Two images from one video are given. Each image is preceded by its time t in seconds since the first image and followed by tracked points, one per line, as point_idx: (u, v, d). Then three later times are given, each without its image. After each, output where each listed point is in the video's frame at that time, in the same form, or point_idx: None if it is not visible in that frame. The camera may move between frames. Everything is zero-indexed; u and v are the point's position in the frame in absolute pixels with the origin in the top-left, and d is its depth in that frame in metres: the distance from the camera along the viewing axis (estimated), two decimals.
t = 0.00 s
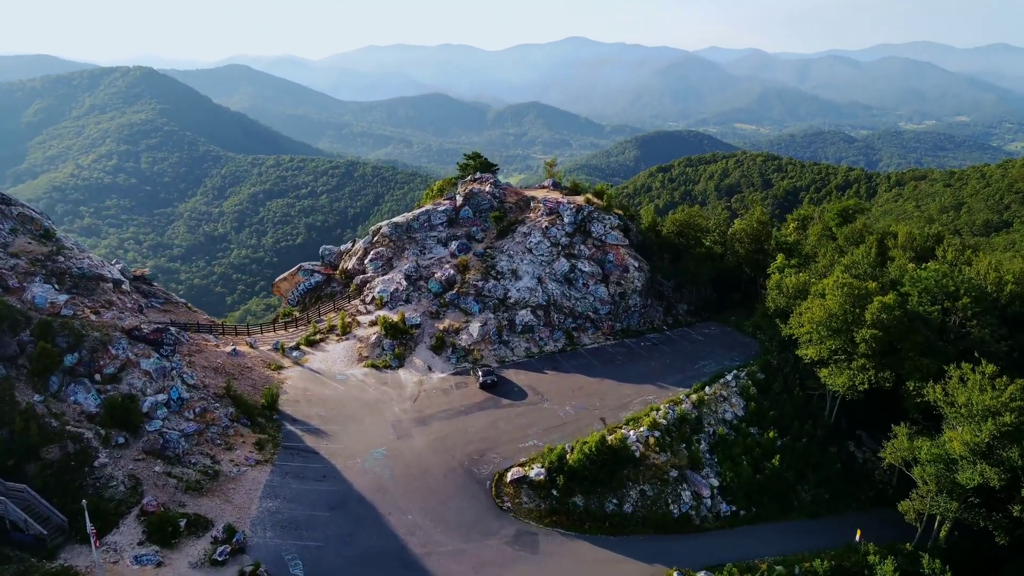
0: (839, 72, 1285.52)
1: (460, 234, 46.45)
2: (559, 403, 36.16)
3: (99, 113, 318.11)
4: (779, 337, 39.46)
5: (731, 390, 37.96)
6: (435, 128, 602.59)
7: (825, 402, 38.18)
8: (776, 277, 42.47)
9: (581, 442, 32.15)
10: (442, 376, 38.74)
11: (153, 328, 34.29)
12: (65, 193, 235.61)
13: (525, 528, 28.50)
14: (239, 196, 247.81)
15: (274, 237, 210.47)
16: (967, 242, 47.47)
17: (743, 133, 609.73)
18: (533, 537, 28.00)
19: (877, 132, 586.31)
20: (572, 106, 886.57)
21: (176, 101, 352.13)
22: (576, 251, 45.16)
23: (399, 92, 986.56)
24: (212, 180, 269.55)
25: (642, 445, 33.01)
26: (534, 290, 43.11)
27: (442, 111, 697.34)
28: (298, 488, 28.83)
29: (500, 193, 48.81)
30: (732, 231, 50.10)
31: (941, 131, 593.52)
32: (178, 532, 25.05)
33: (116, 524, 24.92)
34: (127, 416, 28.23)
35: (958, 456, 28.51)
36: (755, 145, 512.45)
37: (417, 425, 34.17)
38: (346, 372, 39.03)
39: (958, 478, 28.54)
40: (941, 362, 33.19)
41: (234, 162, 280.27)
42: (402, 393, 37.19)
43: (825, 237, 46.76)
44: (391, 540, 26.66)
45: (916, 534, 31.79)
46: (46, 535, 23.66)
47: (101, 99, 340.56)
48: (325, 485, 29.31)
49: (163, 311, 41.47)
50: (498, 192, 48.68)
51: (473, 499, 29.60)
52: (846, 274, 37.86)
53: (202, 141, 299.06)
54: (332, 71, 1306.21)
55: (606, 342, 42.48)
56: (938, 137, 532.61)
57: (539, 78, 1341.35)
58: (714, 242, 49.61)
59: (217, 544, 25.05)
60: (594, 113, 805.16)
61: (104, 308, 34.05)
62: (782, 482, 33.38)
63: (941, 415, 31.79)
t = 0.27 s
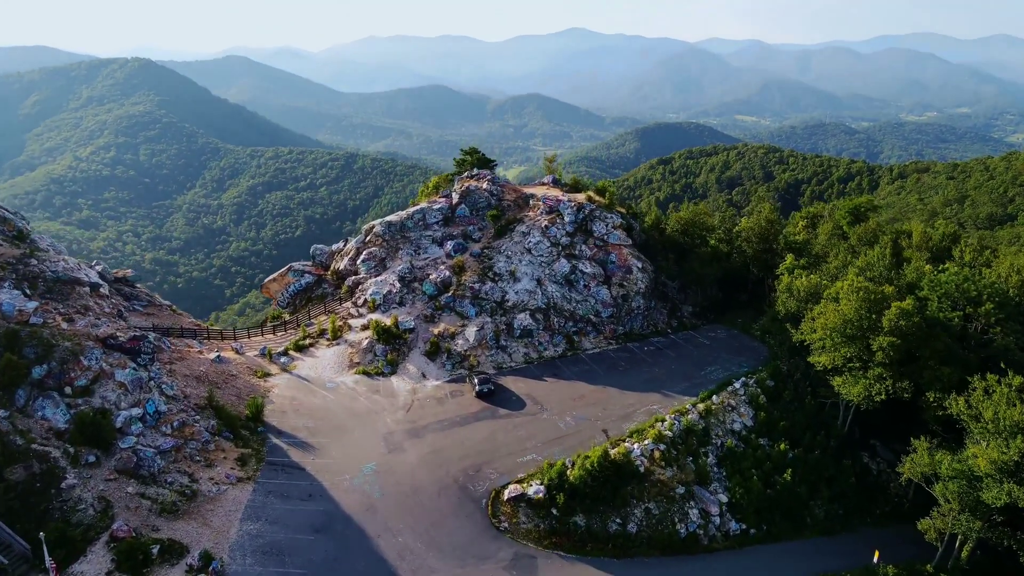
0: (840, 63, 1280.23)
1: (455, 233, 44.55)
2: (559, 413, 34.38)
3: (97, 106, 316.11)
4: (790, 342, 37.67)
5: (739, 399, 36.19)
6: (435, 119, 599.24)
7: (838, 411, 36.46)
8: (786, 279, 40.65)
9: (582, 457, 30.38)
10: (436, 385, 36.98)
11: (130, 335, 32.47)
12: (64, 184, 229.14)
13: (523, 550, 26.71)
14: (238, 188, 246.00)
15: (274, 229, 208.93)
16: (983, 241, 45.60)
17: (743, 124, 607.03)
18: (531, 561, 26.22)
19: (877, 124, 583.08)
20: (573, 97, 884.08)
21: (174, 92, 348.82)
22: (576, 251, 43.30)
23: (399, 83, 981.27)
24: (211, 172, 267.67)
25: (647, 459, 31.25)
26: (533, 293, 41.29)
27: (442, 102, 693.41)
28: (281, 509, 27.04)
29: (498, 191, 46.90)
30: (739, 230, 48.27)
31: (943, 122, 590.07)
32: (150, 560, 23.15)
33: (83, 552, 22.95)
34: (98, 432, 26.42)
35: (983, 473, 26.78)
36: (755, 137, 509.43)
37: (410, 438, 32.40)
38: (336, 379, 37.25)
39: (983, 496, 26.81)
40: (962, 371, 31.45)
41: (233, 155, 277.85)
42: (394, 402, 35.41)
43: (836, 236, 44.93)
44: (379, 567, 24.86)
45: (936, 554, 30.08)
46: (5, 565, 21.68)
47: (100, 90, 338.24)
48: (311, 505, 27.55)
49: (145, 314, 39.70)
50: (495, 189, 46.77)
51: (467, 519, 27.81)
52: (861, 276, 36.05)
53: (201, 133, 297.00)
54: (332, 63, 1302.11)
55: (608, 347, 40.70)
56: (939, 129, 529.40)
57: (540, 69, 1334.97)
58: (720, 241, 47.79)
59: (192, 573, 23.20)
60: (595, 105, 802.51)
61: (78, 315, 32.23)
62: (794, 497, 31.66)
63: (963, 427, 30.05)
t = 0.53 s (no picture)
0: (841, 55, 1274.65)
1: (452, 233, 42.92)
2: (560, 424, 32.81)
3: (95, 98, 313.74)
4: (800, 348, 36.16)
5: (747, 408, 34.64)
6: (434, 112, 596.13)
7: (850, 421, 34.98)
8: (795, 281, 39.08)
9: (583, 472, 28.84)
10: (430, 392, 35.44)
11: (108, 343, 30.93)
12: (61, 177, 226.24)
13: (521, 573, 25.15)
14: (237, 181, 244.15)
15: (272, 223, 207.73)
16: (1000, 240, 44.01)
17: (744, 117, 603.93)
18: None
19: (879, 116, 579.99)
20: (573, 89, 880.23)
21: (171, 84, 345.66)
22: (577, 252, 41.66)
23: (399, 75, 977.57)
24: (210, 165, 265.82)
25: (651, 474, 29.71)
26: (532, 296, 39.72)
27: (442, 95, 690.05)
28: (264, 530, 25.45)
29: (495, 188, 45.22)
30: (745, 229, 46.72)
31: (944, 114, 586.83)
32: None
33: None
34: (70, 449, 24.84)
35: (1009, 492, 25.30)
36: (756, 130, 506.72)
37: (402, 450, 30.82)
38: (327, 386, 35.72)
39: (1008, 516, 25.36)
40: (984, 382, 29.96)
41: (231, 147, 275.70)
42: (387, 412, 33.83)
43: (846, 236, 43.34)
44: None
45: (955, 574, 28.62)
46: None
47: (98, 82, 335.73)
48: (296, 525, 25.97)
49: (128, 319, 38.13)
50: (493, 187, 45.09)
51: (462, 538, 26.24)
52: (875, 280, 34.49)
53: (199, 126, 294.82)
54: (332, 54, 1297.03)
55: (610, 351, 39.19)
56: (941, 121, 526.57)
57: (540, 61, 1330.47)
58: (726, 242, 46.20)
59: None
60: (595, 97, 798.92)
61: (53, 322, 30.69)
62: (805, 513, 30.13)
63: (985, 441, 28.58)
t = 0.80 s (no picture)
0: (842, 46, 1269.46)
1: (447, 233, 41.18)
2: (560, 437, 31.13)
3: (93, 89, 311.40)
4: (812, 355, 34.52)
5: (757, 419, 32.99)
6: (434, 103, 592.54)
7: (865, 432, 33.38)
8: (806, 285, 37.42)
9: (585, 490, 27.19)
10: (424, 402, 33.78)
11: (82, 353, 29.28)
12: (59, 169, 219.73)
13: None
14: (235, 172, 242.33)
15: (272, 215, 206.65)
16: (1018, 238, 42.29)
17: (744, 108, 601.21)
18: None
19: (879, 107, 576.96)
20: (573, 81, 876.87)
21: (169, 76, 342.23)
22: (578, 253, 39.89)
23: (398, 67, 974.33)
24: (208, 157, 263.99)
25: (657, 492, 28.05)
26: (531, 299, 38.02)
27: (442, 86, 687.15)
28: (245, 556, 23.75)
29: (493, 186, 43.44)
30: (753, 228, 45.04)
31: (945, 105, 583.80)
32: None
33: None
34: (36, 470, 23.10)
35: None
36: (756, 121, 504.20)
37: (394, 466, 29.16)
38: (316, 395, 34.09)
39: None
40: (1009, 394, 28.33)
41: (229, 139, 273.25)
42: (379, 423, 32.14)
43: (858, 235, 41.67)
44: None
45: None
46: None
47: (95, 73, 333.23)
48: (279, 549, 24.27)
49: (108, 324, 36.49)
50: (491, 185, 43.28)
51: (456, 562, 24.56)
52: (892, 285, 32.80)
53: (198, 118, 292.69)
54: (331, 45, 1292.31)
55: (612, 357, 37.57)
56: (941, 112, 523.87)
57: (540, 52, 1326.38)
58: (732, 241, 44.49)
59: None
60: (595, 89, 795.91)
61: (24, 330, 29.04)
62: (819, 532, 28.50)
63: (1011, 458, 27.00)
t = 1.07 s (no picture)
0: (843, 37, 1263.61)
1: (442, 233, 39.43)
2: (560, 451, 29.48)
3: (90, 80, 308.86)
4: (825, 364, 32.86)
5: (767, 431, 31.34)
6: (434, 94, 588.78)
7: (880, 445, 31.79)
8: (818, 289, 35.77)
9: (586, 512, 25.55)
10: (417, 413, 32.15)
11: (52, 366, 27.81)
12: (57, 160, 216.53)
13: None
14: (234, 163, 240.39)
15: (270, 207, 204.95)
16: None
17: (745, 99, 598.14)
18: None
19: (881, 99, 573.75)
20: (573, 71, 872.87)
21: (166, 67, 338.73)
22: (580, 254, 38.16)
23: (398, 58, 970.11)
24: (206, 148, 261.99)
25: (662, 512, 26.42)
26: (530, 304, 36.32)
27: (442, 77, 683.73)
28: None
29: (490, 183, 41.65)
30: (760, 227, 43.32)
31: (947, 96, 580.42)
32: None
33: None
34: None
35: None
36: (757, 113, 501.42)
37: (384, 483, 27.53)
38: (304, 405, 32.46)
39: None
40: None
41: (228, 130, 270.70)
42: (369, 436, 30.49)
43: (870, 236, 39.99)
44: None
45: None
46: None
47: (93, 64, 330.55)
48: None
49: (86, 330, 34.96)
50: (488, 182, 41.50)
51: None
52: (911, 291, 31.08)
53: (196, 109, 290.33)
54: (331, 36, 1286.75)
55: (615, 364, 35.95)
56: (943, 104, 520.90)
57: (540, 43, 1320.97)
58: (739, 240, 42.77)
59: None
60: (595, 80, 791.98)
61: None
62: (834, 554, 26.89)
63: None
